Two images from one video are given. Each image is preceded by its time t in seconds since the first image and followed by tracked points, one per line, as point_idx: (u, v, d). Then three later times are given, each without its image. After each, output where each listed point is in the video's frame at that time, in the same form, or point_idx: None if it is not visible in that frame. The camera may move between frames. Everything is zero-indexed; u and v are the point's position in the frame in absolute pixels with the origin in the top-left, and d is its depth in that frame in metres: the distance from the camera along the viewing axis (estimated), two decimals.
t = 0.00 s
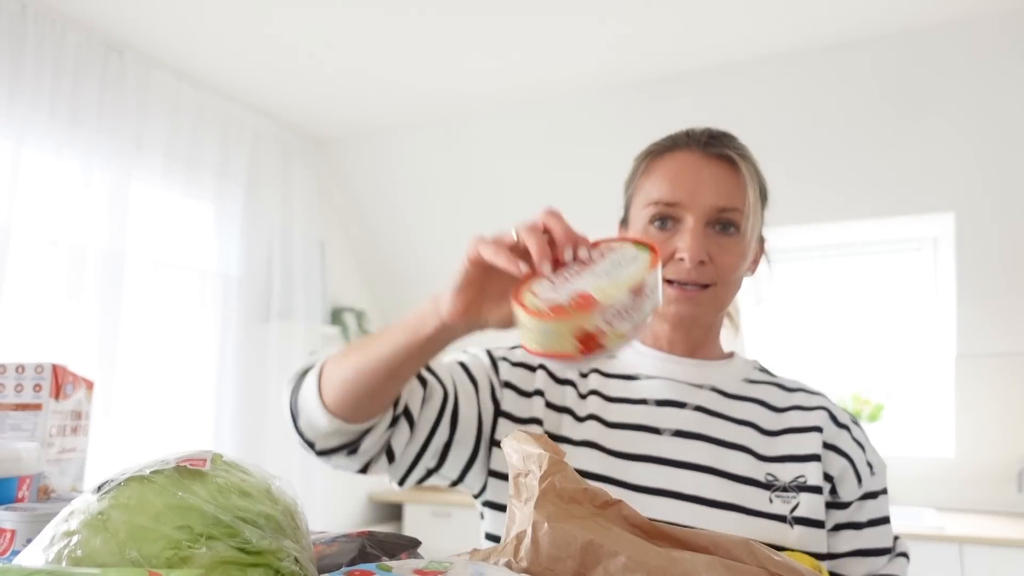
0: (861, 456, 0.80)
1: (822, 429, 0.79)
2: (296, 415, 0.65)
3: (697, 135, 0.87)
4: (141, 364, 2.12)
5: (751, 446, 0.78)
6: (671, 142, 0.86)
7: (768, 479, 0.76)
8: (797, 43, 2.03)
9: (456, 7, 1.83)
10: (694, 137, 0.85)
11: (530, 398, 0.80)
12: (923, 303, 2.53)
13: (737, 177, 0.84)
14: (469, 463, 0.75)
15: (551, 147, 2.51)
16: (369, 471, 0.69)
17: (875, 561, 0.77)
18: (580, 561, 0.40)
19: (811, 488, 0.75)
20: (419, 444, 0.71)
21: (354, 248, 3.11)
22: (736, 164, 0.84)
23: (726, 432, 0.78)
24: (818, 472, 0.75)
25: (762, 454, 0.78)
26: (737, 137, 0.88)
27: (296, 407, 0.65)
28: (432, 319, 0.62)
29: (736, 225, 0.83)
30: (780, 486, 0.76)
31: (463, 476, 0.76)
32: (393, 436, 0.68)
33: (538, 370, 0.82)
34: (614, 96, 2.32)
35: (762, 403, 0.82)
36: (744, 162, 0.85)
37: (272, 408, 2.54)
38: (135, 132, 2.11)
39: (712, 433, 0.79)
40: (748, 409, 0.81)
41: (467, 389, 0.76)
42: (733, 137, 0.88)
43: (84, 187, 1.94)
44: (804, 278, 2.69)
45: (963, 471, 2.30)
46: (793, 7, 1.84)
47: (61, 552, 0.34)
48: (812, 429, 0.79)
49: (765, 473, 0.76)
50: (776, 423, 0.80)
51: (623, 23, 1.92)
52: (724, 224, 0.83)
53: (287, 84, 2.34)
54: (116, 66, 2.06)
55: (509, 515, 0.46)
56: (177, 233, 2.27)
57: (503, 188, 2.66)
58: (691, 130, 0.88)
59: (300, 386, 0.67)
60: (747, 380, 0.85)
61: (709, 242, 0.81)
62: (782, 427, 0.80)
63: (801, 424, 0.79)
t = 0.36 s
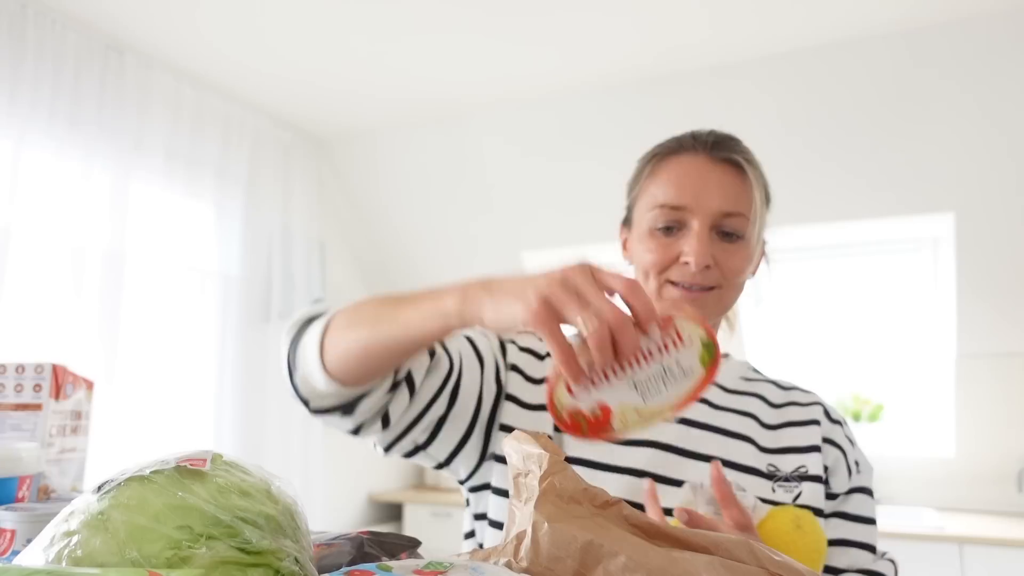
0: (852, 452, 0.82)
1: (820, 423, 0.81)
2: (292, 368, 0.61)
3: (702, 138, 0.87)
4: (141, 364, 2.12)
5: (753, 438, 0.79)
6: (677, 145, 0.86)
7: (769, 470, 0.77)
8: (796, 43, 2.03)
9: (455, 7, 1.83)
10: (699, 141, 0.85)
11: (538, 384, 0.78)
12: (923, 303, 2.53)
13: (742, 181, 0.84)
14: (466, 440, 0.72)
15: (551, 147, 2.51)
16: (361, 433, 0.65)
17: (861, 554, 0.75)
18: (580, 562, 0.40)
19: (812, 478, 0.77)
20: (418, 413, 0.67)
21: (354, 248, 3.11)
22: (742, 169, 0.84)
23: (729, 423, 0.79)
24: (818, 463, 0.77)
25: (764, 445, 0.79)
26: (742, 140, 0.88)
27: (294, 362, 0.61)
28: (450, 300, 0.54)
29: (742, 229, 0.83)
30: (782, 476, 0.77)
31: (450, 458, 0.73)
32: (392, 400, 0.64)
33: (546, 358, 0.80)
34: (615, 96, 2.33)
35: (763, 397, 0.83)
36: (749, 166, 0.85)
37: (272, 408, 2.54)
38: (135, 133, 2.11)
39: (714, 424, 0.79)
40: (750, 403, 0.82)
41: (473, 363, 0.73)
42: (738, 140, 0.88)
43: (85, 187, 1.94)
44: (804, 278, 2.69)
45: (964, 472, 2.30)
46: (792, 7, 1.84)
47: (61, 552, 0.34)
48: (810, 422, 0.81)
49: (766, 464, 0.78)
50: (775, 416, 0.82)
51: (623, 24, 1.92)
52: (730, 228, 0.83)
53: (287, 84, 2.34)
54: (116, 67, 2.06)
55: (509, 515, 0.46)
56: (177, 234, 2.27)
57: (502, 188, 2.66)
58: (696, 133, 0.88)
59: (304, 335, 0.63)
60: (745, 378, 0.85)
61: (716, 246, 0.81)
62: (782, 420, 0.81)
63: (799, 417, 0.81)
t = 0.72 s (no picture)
0: (859, 461, 0.81)
1: (821, 429, 0.80)
2: (329, 511, 0.75)
3: (692, 145, 0.86)
4: (141, 364, 2.11)
5: (747, 443, 0.80)
6: (665, 154, 0.86)
7: (764, 475, 0.77)
8: (797, 42, 2.04)
9: (455, 6, 1.83)
10: (688, 150, 0.85)
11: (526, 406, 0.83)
12: (922, 303, 2.53)
13: (732, 188, 0.83)
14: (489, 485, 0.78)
15: (551, 148, 2.51)
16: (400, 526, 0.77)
17: (864, 566, 0.75)
18: (581, 561, 0.40)
19: (807, 484, 0.76)
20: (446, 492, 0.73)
21: (354, 248, 3.11)
22: (732, 175, 0.83)
23: (722, 428, 0.80)
24: (815, 470, 0.77)
25: (760, 451, 0.79)
26: (735, 143, 0.86)
27: (328, 505, 0.74)
28: (465, 452, 0.68)
29: (734, 237, 0.83)
30: (776, 482, 0.77)
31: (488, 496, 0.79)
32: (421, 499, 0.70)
33: (533, 378, 0.85)
34: (615, 97, 2.33)
35: (761, 403, 0.84)
36: (739, 171, 0.84)
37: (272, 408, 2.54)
38: (135, 133, 2.11)
39: (709, 430, 0.81)
40: (747, 408, 0.83)
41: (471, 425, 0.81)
42: (730, 143, 0.87)
43: (85, 187, 1.94)
44: (804, 279, 2.69)
45: (964, 472, 2.30)
46: (793, 6, 1.84)
47: (61, 552, 0.34)
48: (810, 429, 0.80)
49: (761, 470, 0.78)
50: (773, 422, 0.82)
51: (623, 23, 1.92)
52: (722, 237, 0.82)
53: (287, 83, 2.34)
54: (116, 67, 2.06)
55: (509, 515, 0.46)
56: (177, 234, 2.27)
57: (502, 188, 2.67)
58: (686, 138, 0.87)
59: (330, 479, 0.75)
60: (746, 383, 0.86)
61: (706, 257, 0.81)
62: (780, 427, 0.82)
63: (798, 424, 0.81)
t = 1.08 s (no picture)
0: (864, 458, 0.80)
1: (823, 426, 0.79)
2: (329, 501, 0.75)
3: (682, 141, 0.86)
4: (141, 364, 2.11)
5: (747, 442, 0.80)
6: (656, 151, 0.86)
7: (763, 475, 0.78)
8: (797, 42, 2.04)
9: (455, 7, 1.83)
10: (678, 147, 0.85)
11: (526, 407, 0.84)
12: (923, 303, 2.54)
13: (723, 183, 0.83)
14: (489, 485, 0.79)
15: (551, 148, 2.51)
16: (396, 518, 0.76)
17: (871, 567, 0.75)
18: (580, 561, 0.40)
19: (807, 483, 0.76)
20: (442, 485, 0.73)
21: (354, 249, 3.11)
22: (722, 170, 0.83)
23: (721, 428, 0.81)
24: (815, 468, 0.76)
25: (760, 450, 0.80)
26: (725, 138, 0.87)
27: (329, 494, 0.75)
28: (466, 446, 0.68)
29: (726, 233, 0.82)
30: (776, 481, 0.77)
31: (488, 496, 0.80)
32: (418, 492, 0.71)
33: (534, 380, 0.85)
34: (615, 96, 2.33)
35: (762, 400, 0.83)
36: (730, 167, 0.84)
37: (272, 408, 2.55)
38: (134, 134, 2.11)
39: (709, 430, 0.81)
40: (746, 406, 0.83)
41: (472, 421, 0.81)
42: (721, 138, 0.87)
43: (84, 187, 1.94)
44: (804, 278, 2.69)
45: (963, 472, 2.30)
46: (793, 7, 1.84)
47: (61, 552, 0.34)
48: (812, 425, 0.80)
49: (760, 469, 0.79)
50: (773, 420, 0.82)
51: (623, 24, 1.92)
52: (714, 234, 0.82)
53: (288, 84, 2.34)
54: (116, 67, 2.06)
55: (509, 515, 0.46)
56: (177, 234, 2.27)
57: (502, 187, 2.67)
58: (677, 135, 0.88)
59: (331, 472, 0.75)
60: (747, 380, 0.86)
61: (698, 253, 0.81)
62: (781, 424, 0.81)
63: (800, 421, 0.80)
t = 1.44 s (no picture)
0: (865, 468, 0.83)
1: (828, 435, 0.82)
2: (289, 436, 0.68)
3: (704, 135, 0.86)
4: (141, 364, 2.11)
5: (756, 449, 0.80)
6: (678, 143, 0.86)
7: (774, 484, 0.78)
8: (797, 42, 2.04)
9: (455, 7, 1.83)
10: (701, 140, 0.85)
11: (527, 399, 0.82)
12: (923, 303, 2.54)
13: (745, 180, 0.84)
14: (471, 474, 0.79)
15: (551, 148, 2.51)
16: (368, 486, 0.72)
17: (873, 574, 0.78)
18: (580, 561, 0.40)
19: (817, 494, 0.77)
20: (418, 460, 0.74)
21: (355, 248, 3.12)
22: (745, 167, 0.84)
23: (730, 434, 0.80)
24: (825, 479, 0.78)
25: (769, 458, 0.80)
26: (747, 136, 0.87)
27: (289, 429, 0.68)
28: (407, 333, 0.64)
29: (744, 229, 0.84)
30: (786, 490, 0.78)
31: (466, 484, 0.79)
32: (389, 453, 0.71)
33: (534, 371, 0.84)
34: (615, 96, 2.33)
35: (769, 406, 0.84)
36: (753, 164, 0.85)
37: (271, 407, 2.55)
38: (134, 134, 2.11)
39: (718, 435, 0.80)
40: (755, 412, 0.83)
41: (462, 393, 0.78)
42: (742, 136, 0.88)
43: (84, 187, 1.94)
44: (804, 278, 2.69)
45: (964, 472, 2.30)
46: (793, 6, 1.84)
47: (61, 552, 0.34)
48: (819, 435, 0.81)
49: (771, 477, 0.79)
50: (781, 425, 0.83)
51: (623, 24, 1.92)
52: (732, 229, 0.83)
53: (287, 83, 2.33)
54: (116, 68, 2.06)
55: (510, 515, 0.46)
56: (177, 234, 2.27)
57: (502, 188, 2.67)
58: (698, 129, 0.88)
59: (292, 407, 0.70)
60: (752, 384, 0.87)
61: (717, 248, 0.81)
62: (788, 431, 0.82)
63: (807, 429, 0.82)
